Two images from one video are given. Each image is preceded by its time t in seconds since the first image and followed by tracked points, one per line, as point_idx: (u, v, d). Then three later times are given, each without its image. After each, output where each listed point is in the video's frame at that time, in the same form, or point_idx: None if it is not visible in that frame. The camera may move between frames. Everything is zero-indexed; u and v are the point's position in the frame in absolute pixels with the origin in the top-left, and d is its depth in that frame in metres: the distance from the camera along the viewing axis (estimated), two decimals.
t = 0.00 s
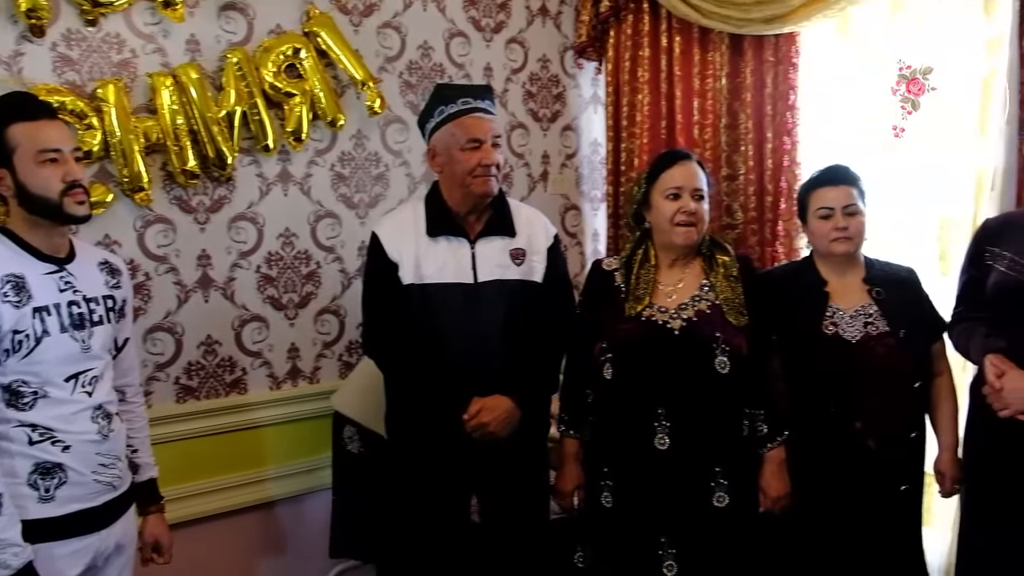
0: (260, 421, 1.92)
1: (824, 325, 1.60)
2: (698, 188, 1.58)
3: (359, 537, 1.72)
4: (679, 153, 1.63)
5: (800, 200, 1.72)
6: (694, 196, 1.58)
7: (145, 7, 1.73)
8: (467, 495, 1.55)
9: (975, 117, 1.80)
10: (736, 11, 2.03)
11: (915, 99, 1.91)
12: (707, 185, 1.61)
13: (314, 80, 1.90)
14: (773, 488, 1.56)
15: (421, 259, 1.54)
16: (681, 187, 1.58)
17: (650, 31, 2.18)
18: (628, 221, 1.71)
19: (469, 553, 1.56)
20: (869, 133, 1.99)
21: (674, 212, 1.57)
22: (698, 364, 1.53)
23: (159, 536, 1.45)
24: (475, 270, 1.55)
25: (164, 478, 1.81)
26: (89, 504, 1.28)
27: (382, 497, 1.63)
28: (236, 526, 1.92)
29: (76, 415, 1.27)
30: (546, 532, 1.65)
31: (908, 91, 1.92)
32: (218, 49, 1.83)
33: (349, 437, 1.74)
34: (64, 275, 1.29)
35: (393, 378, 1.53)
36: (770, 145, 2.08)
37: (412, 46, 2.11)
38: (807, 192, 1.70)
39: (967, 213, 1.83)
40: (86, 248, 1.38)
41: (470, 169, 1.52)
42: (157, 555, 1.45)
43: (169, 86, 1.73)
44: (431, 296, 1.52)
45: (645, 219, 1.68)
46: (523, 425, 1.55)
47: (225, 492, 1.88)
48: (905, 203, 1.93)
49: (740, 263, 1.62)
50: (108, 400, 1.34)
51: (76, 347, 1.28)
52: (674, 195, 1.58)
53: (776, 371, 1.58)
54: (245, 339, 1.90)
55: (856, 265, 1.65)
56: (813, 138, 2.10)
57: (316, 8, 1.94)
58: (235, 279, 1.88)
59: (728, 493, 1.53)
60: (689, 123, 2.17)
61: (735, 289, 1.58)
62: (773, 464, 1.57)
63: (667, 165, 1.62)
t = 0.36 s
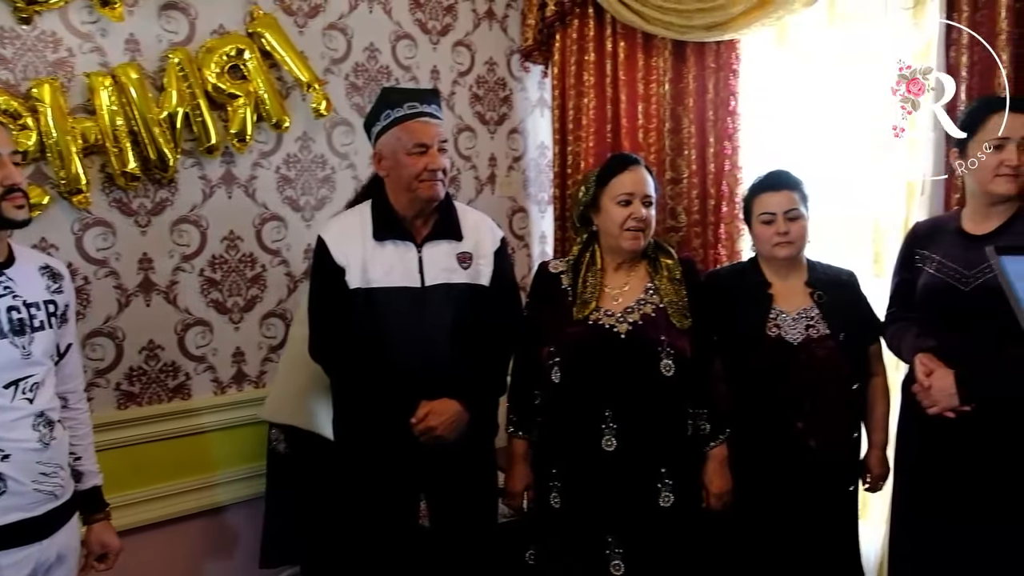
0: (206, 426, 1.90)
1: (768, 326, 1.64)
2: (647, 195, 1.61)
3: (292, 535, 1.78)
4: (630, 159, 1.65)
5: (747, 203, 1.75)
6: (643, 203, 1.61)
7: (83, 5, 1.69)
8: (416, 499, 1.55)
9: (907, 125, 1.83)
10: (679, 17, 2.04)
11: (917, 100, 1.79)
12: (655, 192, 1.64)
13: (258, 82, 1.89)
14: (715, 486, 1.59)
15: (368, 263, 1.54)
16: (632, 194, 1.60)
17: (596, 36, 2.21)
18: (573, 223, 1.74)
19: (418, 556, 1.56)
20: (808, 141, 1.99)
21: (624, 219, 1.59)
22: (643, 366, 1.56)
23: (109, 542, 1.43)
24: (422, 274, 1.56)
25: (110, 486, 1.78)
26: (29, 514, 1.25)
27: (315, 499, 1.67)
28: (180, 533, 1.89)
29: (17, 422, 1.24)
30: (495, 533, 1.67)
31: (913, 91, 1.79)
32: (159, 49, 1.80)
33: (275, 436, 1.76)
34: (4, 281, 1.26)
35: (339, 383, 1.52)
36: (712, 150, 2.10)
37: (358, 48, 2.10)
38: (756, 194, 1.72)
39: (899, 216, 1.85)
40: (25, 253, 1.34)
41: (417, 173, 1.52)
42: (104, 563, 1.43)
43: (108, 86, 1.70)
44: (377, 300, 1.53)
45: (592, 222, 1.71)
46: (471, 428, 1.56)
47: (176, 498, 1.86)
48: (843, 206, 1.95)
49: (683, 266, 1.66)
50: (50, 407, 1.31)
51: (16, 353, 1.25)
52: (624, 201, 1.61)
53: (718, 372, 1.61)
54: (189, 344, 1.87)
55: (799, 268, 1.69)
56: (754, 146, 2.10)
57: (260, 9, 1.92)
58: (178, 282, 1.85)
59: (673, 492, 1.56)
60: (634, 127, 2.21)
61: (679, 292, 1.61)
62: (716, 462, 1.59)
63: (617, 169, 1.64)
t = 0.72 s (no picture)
0: (173, 430, 1.88)
1: (734, 327, 1.65)
2: (608, 197, 1.62)
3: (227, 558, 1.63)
4: (592, 160, 1.66)
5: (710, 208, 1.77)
6: (605, 205, 1.62)
7: (45, 4, 1.67)
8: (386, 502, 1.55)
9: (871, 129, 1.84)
10: (647, 21, 2.05)
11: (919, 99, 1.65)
12: (617, 193, 1.65)
13: (225, 82, 1.87)
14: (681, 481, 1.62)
15: (337, 266, 1.53)
16: (594, 197, 1.61)
17: (564, 39, 2.23)
18: (538, 224, 1.75)
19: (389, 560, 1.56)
20: (775, 145, 2.01)
21: (587, 222, 1.61)
22: (612, 367, 1.57)
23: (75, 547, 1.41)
24: (392, 277, 1.55)
25: (77, 490, 1.76)
26: None
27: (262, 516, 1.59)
28: (147, 537, 1.87)
29: None
30: (465, 533, 1.67)
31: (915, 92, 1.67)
32: (123, 48, 1.77)
33: (213, 460, 1.61)
34: None
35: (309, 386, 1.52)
36: (680, 154, 2.11)
37: (326, 49, 2.09)
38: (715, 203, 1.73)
39: (863, 216, 1.87)
40: None
41: (385, 176, 1.52)
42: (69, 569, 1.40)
43: (71, 85, 1.67)
44: (347, 303, 1.52)
45: (555, 224, 1.72)
46: (442, 429, 1.56)
47: (147, 501, 1.85)
48: (808, 208, 1.98)
49: (648, 266, 1.68)
50: (12, 412, 1.29)
51: None
52: (587, 205, 1.61)
53: (684, 370, 1.64)
54: (155, 347, 1.86)
55: (765, 269, 1.71)
56: (722, 150, 2.12)
57: (227, 8, 1.91)
58: (144, 285, 1.83)
59: (644, 492, 1.58)
60: (604, 129, 2.21)
61: (644, 294, 1.63)
62: (683, 457, 1.62)
63: (580, 171, 1.65)
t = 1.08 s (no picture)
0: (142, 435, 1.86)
1: (703, 327, 1.68)
2: (580, 201, 1.63)
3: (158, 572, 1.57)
4: (560, 164, 1.66)
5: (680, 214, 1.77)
6: (577, 208, 1.63)
7: (12, 3, 1.64)
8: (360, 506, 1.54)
9: (842, 134, 1.85)
10: (622, 25, 2.06)
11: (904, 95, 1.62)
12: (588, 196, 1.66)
13: (198, 83, 1.85)
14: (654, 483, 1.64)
15: (311, 270, 1.52)
16: (566, 201, 1.62)
17: (540, 42, 2.24)
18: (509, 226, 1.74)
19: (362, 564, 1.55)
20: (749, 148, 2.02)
21: (559, 225, 1.61)
22: (586, 370, 1.57)
23: (39, 557, 1.39)
24: (366, 280, 1.54)
25: (43, 498, 1.74)
26: None
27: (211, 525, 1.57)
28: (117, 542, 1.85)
29: None
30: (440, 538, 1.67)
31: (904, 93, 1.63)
32: (93, 49, 1.75)
33: (170, 475, 1.57)
34: None
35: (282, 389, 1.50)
36: (655, 157, 2.11)
37: (300, 50, 2.08)
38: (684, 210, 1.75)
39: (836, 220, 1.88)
40: None
41: (359, 179, 1.51)
42: None
43: (39, 85, 1.65)
44: (321, 305, 1.51)
45: (526, 227, 1.71)
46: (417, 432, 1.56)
47: (119, 505, 1.85)
48: (780, 212, 1.99)
49: (618, 270, 1.69)
50: None
51: None
52: (558, 208, 1.62)
53: (654, 370, 1.65)
54: (127, 352, 1.83)
55: (739, 270, 1.72)
56: (697, 153, 2.13)
57: (199, 9, 1.89)
58: (115, 288, 1.80)
59: (617, 494, 1.58)
60: (579, 133, 2.22)
61: (615, 298, 1.64)
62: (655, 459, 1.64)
63: (551, 175, 1.65)
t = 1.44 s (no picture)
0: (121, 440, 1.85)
1: (677, 329, 1.69)
2: (557, 203, 1.63)
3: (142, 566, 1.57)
4: (536, 166, 1.66)
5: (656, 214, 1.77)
6: (554, 210, 1.63)
7: None
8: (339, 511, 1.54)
9: (820, 136, 1.87)
10: (603, 28, 2.06)
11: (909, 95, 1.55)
12: (564, 198, 1.66)
13: (175, 85, 1.84)
14: (631, 487, 1.63)
15: (289, 271, 1.51)
16: (543, 202, 1.62)
17: (521, 45, 2.24)
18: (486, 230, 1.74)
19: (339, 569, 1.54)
20: (728, 151, 2.03)
21: (536, 227, 1.61)
22: (564, 374, 1.57)
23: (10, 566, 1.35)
24: (344, 284, 1.53)
25: (19, 503, 1.72)
26: None
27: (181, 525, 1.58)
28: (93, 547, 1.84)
29: None
30: (419, 542, 1.66)
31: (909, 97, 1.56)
32: (68, 50, 1.73)
33: (135, 476, 1.57)
34: None
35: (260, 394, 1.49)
36: (636, 160, 2.11)
37: (279, 52, 2.07)
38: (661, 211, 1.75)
39: (814, 222, 1.90)
40: None
41: (338, 182, 1.50)
42: None
43: (13, 87, 1.63)
44: (298, 309, 1.50)
45: (504, 231, 1.71)
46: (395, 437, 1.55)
47: (97, 510, 1.83)
48: (758, 215, 1.99)
49: (596, 273, 1.69)
50: None
51: None
52: (535, 210, 1.62)
53: (630, 373, 1.64)
54: (103, 356, 1.82)
55: (716, 273, 1.73)
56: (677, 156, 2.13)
57: (176, 10, 1.87)
58: (91, 292, 1.79)
59: (592, 496, 1.58)
60: (560, 136, 2.22)
61: (592, 300, 1.64)
62: (632, 462, 1.63)
63: (528, 177, 1.65)
